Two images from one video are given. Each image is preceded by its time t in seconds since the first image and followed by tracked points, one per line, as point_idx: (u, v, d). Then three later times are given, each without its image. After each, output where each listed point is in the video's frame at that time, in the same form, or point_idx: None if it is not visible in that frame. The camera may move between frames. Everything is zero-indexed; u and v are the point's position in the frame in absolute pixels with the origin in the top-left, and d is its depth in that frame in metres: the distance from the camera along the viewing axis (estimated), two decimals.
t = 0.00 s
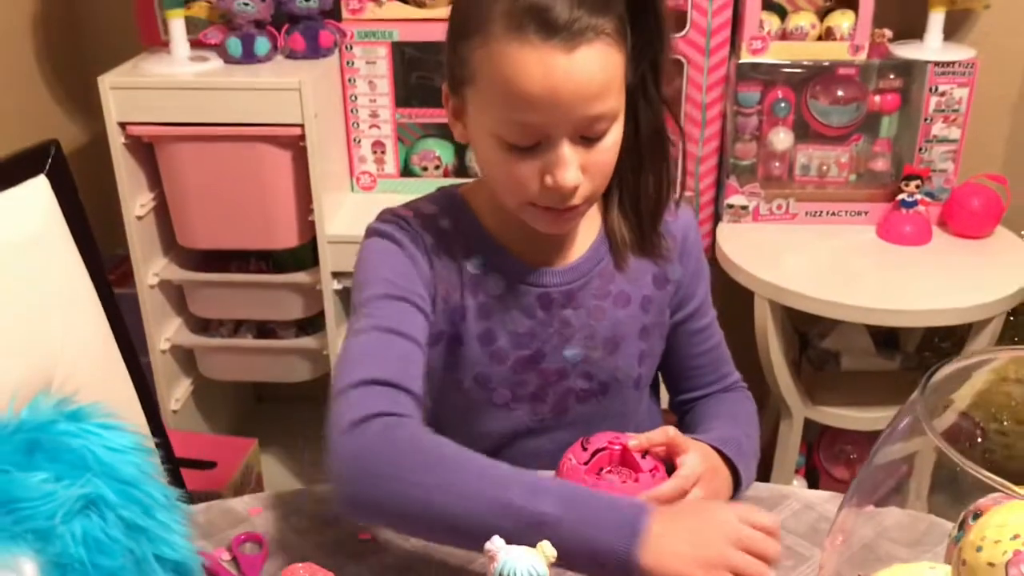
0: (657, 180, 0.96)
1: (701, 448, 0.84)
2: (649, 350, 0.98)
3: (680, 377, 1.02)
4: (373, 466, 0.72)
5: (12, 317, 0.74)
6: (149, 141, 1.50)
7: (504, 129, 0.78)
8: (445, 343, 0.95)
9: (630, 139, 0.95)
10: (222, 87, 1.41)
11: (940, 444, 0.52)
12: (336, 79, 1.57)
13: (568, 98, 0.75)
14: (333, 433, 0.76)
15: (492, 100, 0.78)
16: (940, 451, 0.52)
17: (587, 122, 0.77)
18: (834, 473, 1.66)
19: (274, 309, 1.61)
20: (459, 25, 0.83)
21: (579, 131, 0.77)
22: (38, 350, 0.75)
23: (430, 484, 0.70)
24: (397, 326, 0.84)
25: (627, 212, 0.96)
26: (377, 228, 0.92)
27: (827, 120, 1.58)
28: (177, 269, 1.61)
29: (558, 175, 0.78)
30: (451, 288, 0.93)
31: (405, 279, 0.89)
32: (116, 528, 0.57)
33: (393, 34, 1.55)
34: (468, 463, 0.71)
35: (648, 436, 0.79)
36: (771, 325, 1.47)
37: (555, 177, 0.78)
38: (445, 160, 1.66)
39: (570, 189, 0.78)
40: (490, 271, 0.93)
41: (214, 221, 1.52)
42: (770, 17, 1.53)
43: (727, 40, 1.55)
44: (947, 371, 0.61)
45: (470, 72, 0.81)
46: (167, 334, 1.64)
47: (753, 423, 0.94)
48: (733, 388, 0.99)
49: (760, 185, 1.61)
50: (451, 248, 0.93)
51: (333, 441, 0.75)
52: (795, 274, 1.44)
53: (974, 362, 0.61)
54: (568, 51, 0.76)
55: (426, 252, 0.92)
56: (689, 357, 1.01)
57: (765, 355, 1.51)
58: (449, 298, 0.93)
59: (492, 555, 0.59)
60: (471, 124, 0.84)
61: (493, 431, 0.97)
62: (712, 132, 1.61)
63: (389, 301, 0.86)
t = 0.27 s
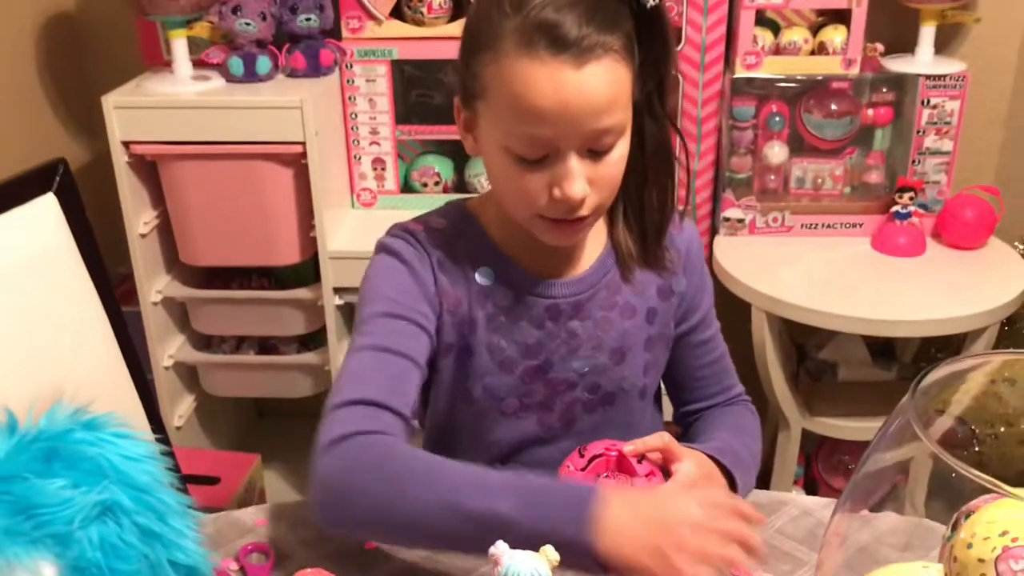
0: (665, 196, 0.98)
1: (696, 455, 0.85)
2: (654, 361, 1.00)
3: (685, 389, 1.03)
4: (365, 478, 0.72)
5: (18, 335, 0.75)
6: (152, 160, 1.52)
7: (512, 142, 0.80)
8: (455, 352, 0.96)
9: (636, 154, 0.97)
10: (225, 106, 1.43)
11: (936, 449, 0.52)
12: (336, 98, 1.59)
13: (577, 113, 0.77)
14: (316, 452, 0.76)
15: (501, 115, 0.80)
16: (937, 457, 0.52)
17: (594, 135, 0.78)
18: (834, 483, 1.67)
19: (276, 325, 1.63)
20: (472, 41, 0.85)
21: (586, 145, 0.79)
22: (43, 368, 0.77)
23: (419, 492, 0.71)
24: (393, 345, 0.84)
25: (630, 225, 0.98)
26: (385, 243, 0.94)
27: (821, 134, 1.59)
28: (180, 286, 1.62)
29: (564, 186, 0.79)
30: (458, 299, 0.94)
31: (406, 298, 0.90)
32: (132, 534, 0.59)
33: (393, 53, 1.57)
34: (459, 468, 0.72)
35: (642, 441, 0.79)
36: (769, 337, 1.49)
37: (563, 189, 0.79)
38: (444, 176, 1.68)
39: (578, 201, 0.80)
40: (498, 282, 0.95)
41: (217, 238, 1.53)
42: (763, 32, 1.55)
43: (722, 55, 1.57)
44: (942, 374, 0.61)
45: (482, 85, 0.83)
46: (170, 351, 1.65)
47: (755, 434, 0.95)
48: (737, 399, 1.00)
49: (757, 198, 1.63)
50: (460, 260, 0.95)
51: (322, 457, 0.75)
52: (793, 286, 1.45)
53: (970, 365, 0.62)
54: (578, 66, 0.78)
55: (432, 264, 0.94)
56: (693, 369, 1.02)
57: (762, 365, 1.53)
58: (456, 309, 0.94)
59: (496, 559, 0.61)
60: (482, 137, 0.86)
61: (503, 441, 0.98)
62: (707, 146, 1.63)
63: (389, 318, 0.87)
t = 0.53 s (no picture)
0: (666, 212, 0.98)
1: (687, 462, 0.87)
2: (645, 376, 1.00)
3: (685, 406, 1.02)
4: (271, 464, 0.83)
5: (18, 348, 0.75)
6: (149, 175, 1.52)
7: (511, 153, 0.80)
8: (438, 359, 0.98)
9: (641, 168, 0.97)
10: (222, 121, 1.43)
11: (934, 459, 0.52)
12: (334, 112, 1.60)
13: (573, 125, 0.77)
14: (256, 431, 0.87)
15: (499, 126, 0.81)
16: (935, 467, 0.53)
17: (590, 149, 0.79)
18: (832, 494, 1.66)
19: (274, 339, 1.63)
20: (471, 53, 0.86)
21: (582, 159, 0.79)
22: (44, 380, 0.77)
23: (310, 485, 0.81)
24: (349, 350, 0.90)
25: (628, 241, 0.98)
26: (378, 247, 0.97)
27: (816, 144, 1.59)
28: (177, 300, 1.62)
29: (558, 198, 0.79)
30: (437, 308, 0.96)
31: (380, 305, 0.94)
32: (131, 547, 0.59)
33: (388, 67, 1.58)
34: (359, 473, 0.80)
35: (631, 452, 0.81)
36: (767, 348, 1.49)
37: (559, 202, 0.79)
38: (442, 189, 1.69)
39: (572, 213, 0.80)
40: (484, 292, 0.95)
41: (215, 252, 1.53)
42: (758, 45, 1.56)
43: (717, 67, 1.59)
44: (934, 384, 0.61)
45: (480, 94, 0.84)
46: (167, 365, 1.65)
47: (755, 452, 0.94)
48: (738, 417, 0.99)
49: (753, 210, 1.63)
50: (444, 272, 0.96)
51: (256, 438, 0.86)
52: (790, 296, 1.46)
53: (966, 373, 0.62)
54: (576, 80, 0.79)
55: (414, 276, 0.96)
56: (694, 386, 1.01)
57: (760, 377, 1.52)
58: (436, 320, 0.96)
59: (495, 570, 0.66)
60: (480, 148, 0.86)
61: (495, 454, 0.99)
62: (704, 159, 1.65)
63: (351, 322, 0.92)
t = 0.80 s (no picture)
0: (650, 223, 0.99)
1: (676, 472, 0.87)
2: (637, 387, 1.01)
3: (680, 415, 1.03)
4: (263, 477, 0.84)
5: (17, 363, 0.76)
6: (147, 190, 1.53)
7: (496, 167, 0.81)
8: (431, 372, 0.98)
9: (625, 179, 0.98)
10: (219, 136, 1.45)
11: (924, 473, 0.52)
12: (330, 126, 1.61)
13: (555, 140, 0.79)
14: (249, 446, 0.88)
15: (484, 142, 0.82)
16: (926, 481, 0.53)
17: (571, 164, 0.80)
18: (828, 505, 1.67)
19: (271, 352, 1.63)
20: (455, 72, 0.87)
21: (566, 172, 0.81)
22: (42, 395, 0.77)
23: (302, 498, 0.82)
24: (342, 365, 0.92)
25: (615, 251, 0.99)
26: (372, 262, 0.98)
27: (809, 158, 1.61)
28: (175, 314, 1.63)
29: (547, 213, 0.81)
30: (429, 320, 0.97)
31: (373, 320, 0.95)
32: (130, 560, 0.60)
33: (385, 82, 1.59)
34: (354, 490, 0.81)
35: (616, 466, 0.81)
36: (761, 360, 1.50)
37: (544, 215, 0.81)
38: (438, 203, 1.70)
39: (557, 226, 0.81)
40: (476, 306, 0.96)
41: (211, 266, 1.54)
42: (750, 59, 1.57)
43: (710, 82, 1.60)
44: (925, 396, 0.62)
45: (465, 110, 0.85)
46: (165, 379, 1.66)
47: (750, 458, 0.95)
48: (733, 424, 1.00)
49: (747, 222, 1.64)
50: (434, 286, 0.97)
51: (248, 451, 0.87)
52: (783, 308, 1.47)
53: (954, 386, 0.63)
54: (555, 95, 0.80)
55: (406, 290, 0.97)
56: (688, 395, 1.02)
57: (755, 389, 1.53)
58: (428, 332, 0.97)
59: None
60: (467, 164, 0.87)
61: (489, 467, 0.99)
62: (697, 172, 1.65)
63: (344, 337, 0.94)
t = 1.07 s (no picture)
0: (639, 229, 1.00)
1: (664, 474, 0.86)
2: (629, 393, 1.01)
3: (675, 419, 1.03)
4: (240, 447, 0.81)
5: (12, 371, 0.76)
6: (142, 199, 1.54)
7: (482, 177, 0.82)
8: (424, 379, 0.98)
9: (613, 186, 0.99)
10: (214, 145, 1.45)
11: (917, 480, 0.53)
12: (326, 135, 1.61)
13: (539, 146, 0.79)
14: (227, 415, 0.84)
15: (470, 151, 0.82)
16: (920, 488, 0.54)
17: (559, 172, 0.81)
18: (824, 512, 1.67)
19: (266, 361, 1.63)
20: (440, 83, 0.88)
21: (553, 181, 0.81)
22: (36, 402, 0.77)
23: (280, 473, 0.79)
24: (331, 350, 0.89)
25: (604, 258, 0.99)
26: (367, 263, 0.98)
27: (802, 166, 1.61)
28: (170, 323, 1.63)
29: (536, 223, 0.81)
30: (422, 325, 0.97)
31: (365, 314, 0.94)
32: (125, 566, 0.60)
33: (381, 91, 1.60)
34: (336, 474, 0.78)
35: (599, 470, 0.80)
36: (755, 367, 1.50)
37: (531, 223, 0.81)
38: (432, 211, 1.70)
39: (544, 234, 0.81)
40: (469, 314, 0.97)
41: (206, 275, 1.55)
42: (744, 68, 1.58)
43: (704, 91, 1.60)
44: (917, 402, 0.62)
45: (451, 121, 0.86)
46: (160, 388, 1.65)
47: (745, 460, 0.95)
48: (728, 428, 1.00)
49: (741, 230, 1.65)
50: (426, 293, 0.97)
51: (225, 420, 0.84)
52: (776, 315, 1.47)
53: (948, 391, 0.64)
54: (540, 105, 0.80)
55: (400, 297, 0.97)
56: (681, 400, 1.02)
57: (749, 398, 1.54)
58: (421, 337, 0.97)
59: None
60: (455, 173, 0.87)
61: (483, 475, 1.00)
62: (691, 180, 1.65)
63: (335, 324, 0.92)
